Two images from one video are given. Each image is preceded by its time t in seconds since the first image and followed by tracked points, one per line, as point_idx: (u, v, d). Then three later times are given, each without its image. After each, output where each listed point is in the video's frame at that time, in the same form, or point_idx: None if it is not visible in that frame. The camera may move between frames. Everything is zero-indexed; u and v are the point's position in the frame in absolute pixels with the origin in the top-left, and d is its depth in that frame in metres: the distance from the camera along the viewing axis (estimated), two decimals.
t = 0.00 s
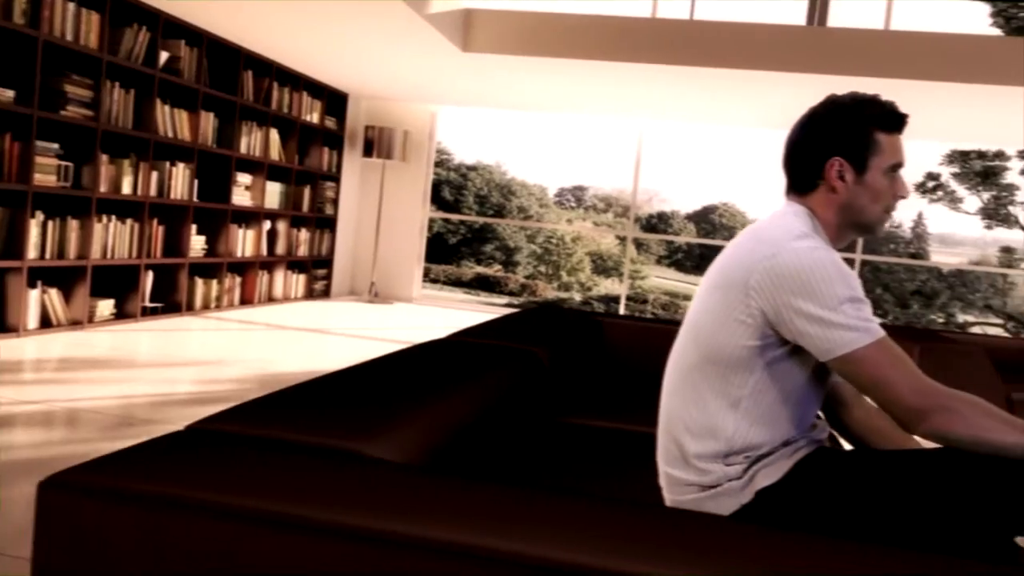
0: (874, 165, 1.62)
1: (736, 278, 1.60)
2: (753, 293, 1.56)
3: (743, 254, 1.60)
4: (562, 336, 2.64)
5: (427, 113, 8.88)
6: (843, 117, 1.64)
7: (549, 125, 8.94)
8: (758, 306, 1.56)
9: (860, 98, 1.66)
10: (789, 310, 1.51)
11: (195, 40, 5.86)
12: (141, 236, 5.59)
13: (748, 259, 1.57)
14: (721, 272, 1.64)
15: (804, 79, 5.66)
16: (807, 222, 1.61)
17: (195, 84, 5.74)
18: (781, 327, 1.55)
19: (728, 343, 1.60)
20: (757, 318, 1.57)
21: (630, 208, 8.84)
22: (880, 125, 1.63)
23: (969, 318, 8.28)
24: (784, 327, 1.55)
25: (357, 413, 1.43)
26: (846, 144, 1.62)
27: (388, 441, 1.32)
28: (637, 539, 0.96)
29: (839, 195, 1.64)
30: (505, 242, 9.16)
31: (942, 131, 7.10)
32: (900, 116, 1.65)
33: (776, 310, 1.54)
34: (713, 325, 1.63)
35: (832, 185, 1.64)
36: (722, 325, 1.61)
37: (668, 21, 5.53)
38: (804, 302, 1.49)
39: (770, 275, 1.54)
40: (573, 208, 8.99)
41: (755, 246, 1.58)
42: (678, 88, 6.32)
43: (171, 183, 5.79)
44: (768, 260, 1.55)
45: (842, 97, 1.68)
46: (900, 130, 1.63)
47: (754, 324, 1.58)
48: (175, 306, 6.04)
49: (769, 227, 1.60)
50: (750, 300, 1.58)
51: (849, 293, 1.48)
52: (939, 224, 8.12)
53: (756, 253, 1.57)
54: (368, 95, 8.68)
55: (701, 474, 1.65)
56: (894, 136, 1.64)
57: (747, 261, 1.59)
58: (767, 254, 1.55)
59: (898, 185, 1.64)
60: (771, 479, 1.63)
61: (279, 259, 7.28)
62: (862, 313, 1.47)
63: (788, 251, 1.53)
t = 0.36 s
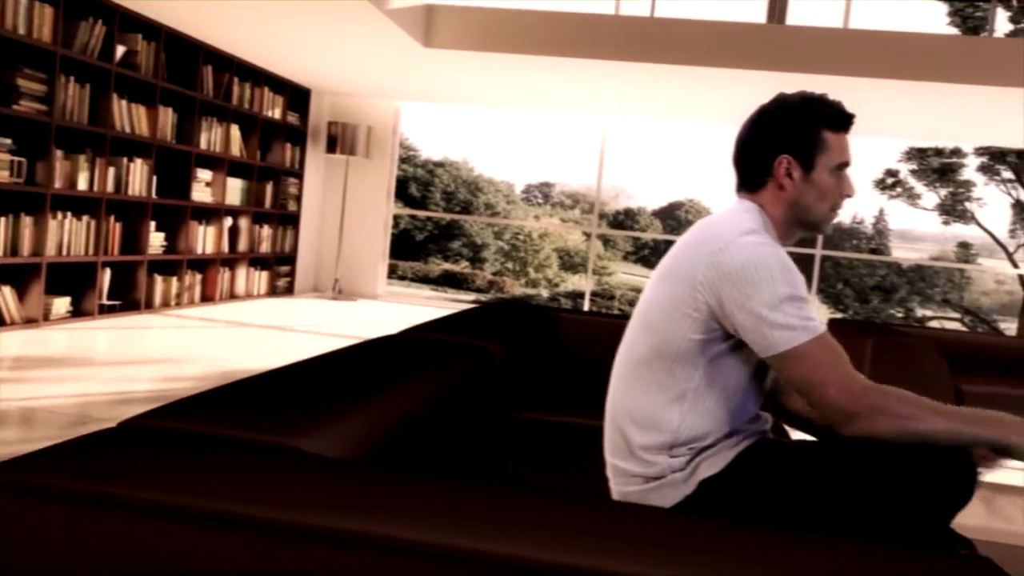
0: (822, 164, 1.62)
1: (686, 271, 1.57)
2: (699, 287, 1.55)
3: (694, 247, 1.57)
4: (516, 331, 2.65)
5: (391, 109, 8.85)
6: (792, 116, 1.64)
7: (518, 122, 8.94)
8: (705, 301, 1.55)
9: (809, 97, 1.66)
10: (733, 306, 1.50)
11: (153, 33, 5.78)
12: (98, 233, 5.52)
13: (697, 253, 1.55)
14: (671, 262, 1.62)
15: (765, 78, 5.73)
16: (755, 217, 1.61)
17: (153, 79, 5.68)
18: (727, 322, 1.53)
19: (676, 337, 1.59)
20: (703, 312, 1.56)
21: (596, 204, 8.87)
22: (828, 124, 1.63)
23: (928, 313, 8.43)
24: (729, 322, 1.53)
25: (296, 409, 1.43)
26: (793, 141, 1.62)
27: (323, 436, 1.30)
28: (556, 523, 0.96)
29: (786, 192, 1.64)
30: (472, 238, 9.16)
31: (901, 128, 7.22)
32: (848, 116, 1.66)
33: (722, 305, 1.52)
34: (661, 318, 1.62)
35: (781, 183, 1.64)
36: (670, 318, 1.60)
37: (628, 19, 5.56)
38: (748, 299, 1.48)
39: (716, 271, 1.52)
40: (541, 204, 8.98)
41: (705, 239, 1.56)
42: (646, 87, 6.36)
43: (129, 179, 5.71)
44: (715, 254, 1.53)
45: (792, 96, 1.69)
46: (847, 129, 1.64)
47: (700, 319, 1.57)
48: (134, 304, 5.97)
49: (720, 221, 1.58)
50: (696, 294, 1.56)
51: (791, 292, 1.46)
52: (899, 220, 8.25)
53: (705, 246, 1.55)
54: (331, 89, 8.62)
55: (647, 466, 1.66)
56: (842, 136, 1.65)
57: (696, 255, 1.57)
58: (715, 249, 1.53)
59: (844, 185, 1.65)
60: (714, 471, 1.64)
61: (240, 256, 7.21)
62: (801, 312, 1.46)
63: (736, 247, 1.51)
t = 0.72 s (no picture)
0: (772, 165, 1.56)
1: (627, 266, 1.58)
2: (638, 281, 1.56)
3: (634, 239, 1.59)
4: (473, 326, 2.65)
5: (355, 106, 8.81)
6: (746, 114, 1.57)
7: (485, 120, 8.94)
8: (645, 293, 1.56)
9: (766, 97, 1.59)
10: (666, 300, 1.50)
11: (110, 27, 5.70)
12: (54, 230, 5.43)
13: (636, 246, 1.56)
14: (614, 256, 1.63)
15: (727, 75, 5.77)
16: (698, 216, 1.55)
17: (110, 74, 5.60)
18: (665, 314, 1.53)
19: (617, 330, 1.61)
20: (642, 305, 1.58)
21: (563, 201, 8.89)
22: (781, 127, 1.56)
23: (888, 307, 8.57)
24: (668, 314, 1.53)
25: (239, 403, 1.42)
26: (746, 140, 1.55)
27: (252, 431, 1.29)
28: (482, 512, 0.94)
29: (732, 191, 1.58)
30: (439, 236, 9.13)
31: (861, 127, 7.32)
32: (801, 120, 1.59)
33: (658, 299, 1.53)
34: (603, 311, 1.64)
35: (728, 180, 1.58)
36: (611, 311, 1.62)
37: (591, 17, 5.58)
38: (681, 295, 1.47)
39: (654, 265, 1.52)
40: (509, 201, 8.97)
41: (645, 232, 1.57)
42: (612, 85, 6.39)
43: (86, 175, 5.63)
44: (653, 248, 1.54)
45: (748, 94, 1.61)
46: (799, 135, 1.57)
47: (640, 312, 1.59)
48: (91, 302, 5.89)
49: (663, 214, 1.57)
50: (636, 288, 1.58)
51: (726, 286, 1.45)
52: (862, 218, 8.37)
53: (644, 240, 1.56)
54: (294, 86, 8.55)
55: (590, 457, 1.68)
56: (793, 139, 1.58)
57: (637, 249, 1.58)
58: (653, 243, 1.53)
59: (790, 189, 1.60)
60: (656, 461, 1.66)
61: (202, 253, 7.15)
62: (732, 309, 1.43)
63: (673, 240, 1.51)
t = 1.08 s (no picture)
0: (705, 159, 1.66)
1: (567, 260, 1.63)
2: (577, 273, 1.61)
3: (570, 234, 1.64)
4: (427, 321, 2.65)
5: (319, 102, 8.77)
6: (683, 110, 1.67)
7: (453, 116, 8.94)
8: (585, 285, 1.61)
9: (705, 95, 1.70)
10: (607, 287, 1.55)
11: (67, 21, 5.63)
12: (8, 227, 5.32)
13: (574, 239, 1.61)
14: (552, 253, 1.68)
15: (690, 73, 5.82)
16: (633, 206, 1.63)
17: (67, 68, 5.53)
18: (606, 302, 1.58)
19: (559, 323, 1.65)
20: (581, 296, 1.62)
21: (531, 198, 8.89)
22: (717, 124, 1.67)
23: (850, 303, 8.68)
24: (609, 303, 1.57)
25: (178, 396, 1.41)
26: (681, 134, 1.66)
27: (193, 425, 1.29)
28: (407, 503, 0.93)
29: (667, 182, 1.68)
30: (407, 233, 9.10)
31: (822, 125, 7.42)
32: (738, 119, 1.70)
33: (598, 288, 1.58)
34: (544, 306, 1.68)
35: (664, 172, 1.67)
36: (551, 305, 1.66)
37: (554, 13, 5.60)
38: (620, 281, 1.52)
39: (593, 256, 1.57)
40: (476, 197, 8.98)
41: (581, 227, 1.62)
42: (577, 82, 6.42)
43: (42, 171, 5.53)
44: (591, 240, 1.59)
45: (690, 91, 1.72)
46: (734, 132, 1.68)
47: (580, 304, 1.63)
48: (49, 300, 5.79)
49: (599, 209, 1.64)
50: (575, 280, 1.62)
51: (663, 272, 1.50)
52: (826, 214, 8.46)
53: (581, 233, 1.61)
54: (257, 82, 8.48)
55: (536, 452, 1.70)
56: (729, 136, 1.69)
57: (574, 243, 1.63)
58: (590, 235, 1.59)
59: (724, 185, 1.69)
60: (601, 454, 1.68)
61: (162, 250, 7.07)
62: (673, 289, 1.48)
63: (610, 232, 1.56)
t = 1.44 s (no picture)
0: (648, 155, 1.67)
1: (511, 253, 1.64)
2: (522, 267, 1.61)
3: (514, 228, 1.65)
4: (383, 317, 2.63)
5: (283, 99, 8.71)
6: (629, 106, 1.68)
7: (421, 114, 8.91)
8: (529, 278, 1.61)
9: (650, 90, 1.71)
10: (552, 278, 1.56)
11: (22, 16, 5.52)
12: None
13: (517, 233, 1.62)
14: (497, 246, 1.69)
15: (655, 71, 5.86)
16: (577, 201, 1.64)
17: (22, 64, 5.42)
18: (551, 295, 1.59)
19: (505, 316, 1.65)
20: (527, 289, 1.63)
21: (500, 196, 8.89)
22: (663, 120, 1.68)
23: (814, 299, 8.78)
24: (553, 294, 1.58)
25: (115, 393, 1.39)
26: (625, 131, 1.67)
27: (124, 423, 1.26)
28: (337, 496, 0.89)
29: (613, 178, 1.68)
30: (375, 231, 9.06)
31: (786, 123, 7.50)
32: (683, 115, 1.71)
33: (542, 281, 1.58)
34: (490, 300, 1.68)
35: (610, 168, 1.68)
36: (497, 300, 1.66)
37: (516, 11, 5.60)
38: (565, 273, 1.53)
39: (537, 248, 1.58)
40: (444, 196, 8.97)
41: (525, 220, 1.63)
42: (542, 80, 6.44)
43: None
44: (534, 232, 1.60)
45: (635, 87, 1.73)
46: (679, 128, 1.69)
47: (526, 297, 1.64)
48: (4, 300, 5.69)
49: (542, 202, 1.65)
50: (520, 273, 1.63)
51: (608, 262, 1.51)
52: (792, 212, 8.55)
53: (524, 227, 1.62)
54: (220, 79, 8.39)
55: (484, 446, 1.71)
56: (675, 132, 1.70)
57: (518, 237, 1.64)
58: (533, 228, 1.59)
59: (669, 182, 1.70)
60: (548, 448, 1.69)
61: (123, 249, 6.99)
62: (619, 276, 1.50)
63: (553, 224, 1.57)
